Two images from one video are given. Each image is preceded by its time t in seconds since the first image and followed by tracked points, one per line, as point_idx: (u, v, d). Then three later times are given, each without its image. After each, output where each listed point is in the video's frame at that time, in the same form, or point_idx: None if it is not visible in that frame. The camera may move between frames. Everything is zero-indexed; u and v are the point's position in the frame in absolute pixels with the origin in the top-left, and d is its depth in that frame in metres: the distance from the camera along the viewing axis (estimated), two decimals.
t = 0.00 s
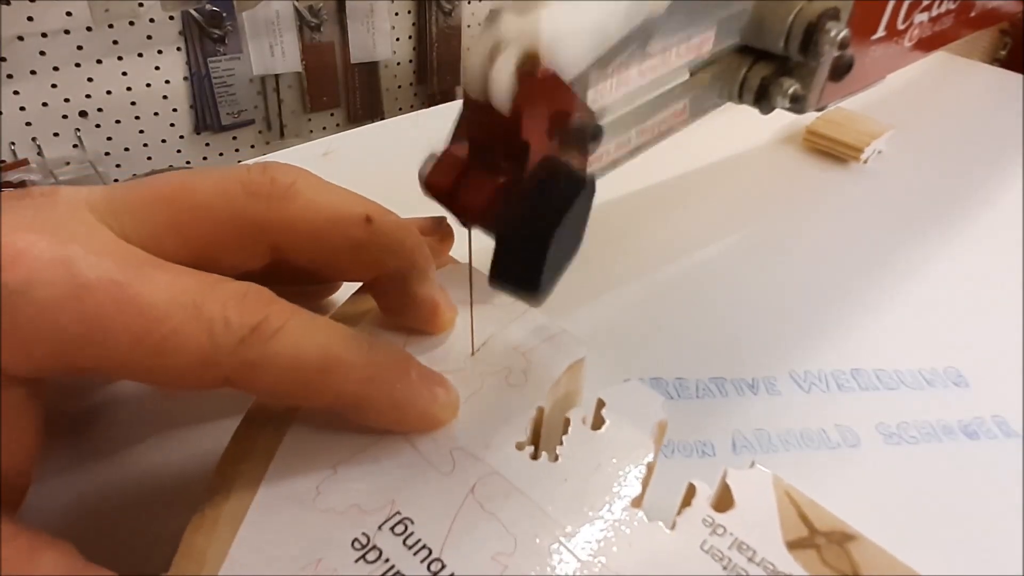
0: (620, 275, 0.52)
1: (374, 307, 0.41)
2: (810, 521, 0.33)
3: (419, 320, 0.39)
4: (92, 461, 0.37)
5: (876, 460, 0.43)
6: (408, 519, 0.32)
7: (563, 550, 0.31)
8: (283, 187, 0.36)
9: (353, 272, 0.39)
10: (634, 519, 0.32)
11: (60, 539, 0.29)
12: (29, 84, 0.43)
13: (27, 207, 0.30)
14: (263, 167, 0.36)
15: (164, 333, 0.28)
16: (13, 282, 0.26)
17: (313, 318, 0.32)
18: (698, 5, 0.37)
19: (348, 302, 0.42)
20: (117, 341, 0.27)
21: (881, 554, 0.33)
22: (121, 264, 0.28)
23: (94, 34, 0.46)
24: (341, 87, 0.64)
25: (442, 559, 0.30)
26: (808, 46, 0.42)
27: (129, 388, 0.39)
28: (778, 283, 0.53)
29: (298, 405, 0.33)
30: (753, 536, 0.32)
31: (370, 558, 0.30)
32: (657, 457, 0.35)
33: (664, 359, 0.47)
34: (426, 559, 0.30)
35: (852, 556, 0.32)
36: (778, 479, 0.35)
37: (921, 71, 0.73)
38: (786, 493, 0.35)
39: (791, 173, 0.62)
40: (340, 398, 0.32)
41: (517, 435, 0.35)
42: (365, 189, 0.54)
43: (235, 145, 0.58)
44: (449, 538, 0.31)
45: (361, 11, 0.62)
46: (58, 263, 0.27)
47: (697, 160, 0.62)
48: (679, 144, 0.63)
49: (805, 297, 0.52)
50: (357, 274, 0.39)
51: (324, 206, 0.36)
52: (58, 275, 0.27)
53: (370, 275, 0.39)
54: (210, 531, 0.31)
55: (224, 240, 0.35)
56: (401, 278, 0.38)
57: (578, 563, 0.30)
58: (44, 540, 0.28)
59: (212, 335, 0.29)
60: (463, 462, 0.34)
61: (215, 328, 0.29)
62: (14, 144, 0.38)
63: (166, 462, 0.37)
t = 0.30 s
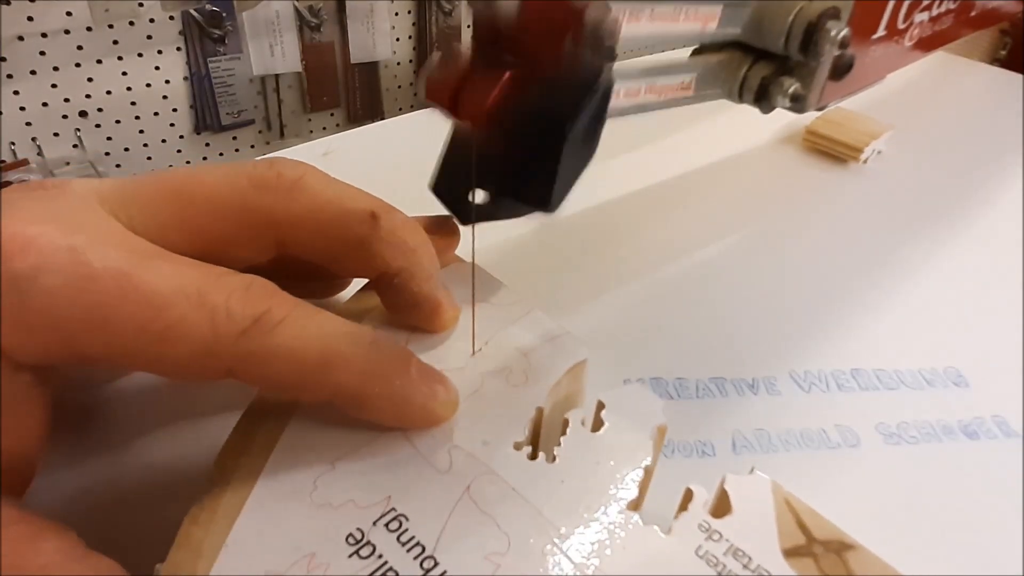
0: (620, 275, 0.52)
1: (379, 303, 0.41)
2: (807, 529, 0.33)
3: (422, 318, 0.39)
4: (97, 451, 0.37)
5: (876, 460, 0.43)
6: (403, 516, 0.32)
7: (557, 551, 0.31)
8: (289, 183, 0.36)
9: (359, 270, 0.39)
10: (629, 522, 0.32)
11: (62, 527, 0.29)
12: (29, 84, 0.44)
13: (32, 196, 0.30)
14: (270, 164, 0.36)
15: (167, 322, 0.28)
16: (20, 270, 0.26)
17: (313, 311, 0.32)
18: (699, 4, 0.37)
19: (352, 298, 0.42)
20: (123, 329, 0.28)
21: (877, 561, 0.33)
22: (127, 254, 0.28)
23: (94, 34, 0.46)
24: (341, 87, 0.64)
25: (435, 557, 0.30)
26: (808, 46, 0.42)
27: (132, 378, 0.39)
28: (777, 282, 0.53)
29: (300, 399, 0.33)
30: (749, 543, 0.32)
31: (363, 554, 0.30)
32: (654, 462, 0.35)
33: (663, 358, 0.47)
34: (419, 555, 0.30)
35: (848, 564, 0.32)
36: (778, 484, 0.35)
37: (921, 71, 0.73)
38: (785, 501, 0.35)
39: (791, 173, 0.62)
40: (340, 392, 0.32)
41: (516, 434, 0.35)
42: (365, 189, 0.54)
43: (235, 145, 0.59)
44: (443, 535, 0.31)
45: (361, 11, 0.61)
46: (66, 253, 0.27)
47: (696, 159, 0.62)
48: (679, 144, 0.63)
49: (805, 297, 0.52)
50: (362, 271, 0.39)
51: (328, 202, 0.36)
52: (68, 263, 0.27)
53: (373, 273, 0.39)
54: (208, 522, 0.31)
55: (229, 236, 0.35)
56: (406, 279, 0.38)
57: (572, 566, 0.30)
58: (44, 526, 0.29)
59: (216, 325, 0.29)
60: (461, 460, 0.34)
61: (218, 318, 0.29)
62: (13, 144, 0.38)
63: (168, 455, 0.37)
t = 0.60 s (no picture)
0: (620, 274, 0.52)
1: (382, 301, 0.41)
2: (806, 532, 0.33)
3: (424, 317, 0.39)
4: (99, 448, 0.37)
5: (875, 460, 0.43)
6: (402, 514, 0.32)
7: (555, 551, 0.31)
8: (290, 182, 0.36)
9: (360, 269, 0.39)
10: (627, 523, 0.32)
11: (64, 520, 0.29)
12: (30, 83, 0.42)
13: (39, 194, 0.30)
14: (272, 162, 0.36)
15: (169, 319, 0.28)
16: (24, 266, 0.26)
17: (316, 309, 0.32)
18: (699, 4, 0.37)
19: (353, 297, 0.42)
20: (126, 324, 0.27)
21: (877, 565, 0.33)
22: (128, 251, 0.28)
23: (94, 34, 0.47)
24: (341, 87, 0.63)
25: (433, 555, 0.30)
26: (808, 46, 0.42)
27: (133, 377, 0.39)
28: (777, 282, 0.53)
29: (302, 396, 0.33)
30: (747, 546, 0.32)
31: (362, 551, 0.30)
32: (654, 464, 0.35)
33: (663, 358, 0.47)
34: (418, 553, 0.30)
35: (849, 566, 0.32)
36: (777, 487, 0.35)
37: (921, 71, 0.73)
38: (785, 504, 0.35)
39: (791, 173, 0.62)
40: (342, 388, 0.32)
41: (516, 434, 0.35)
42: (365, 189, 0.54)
43: (235, 145, 0.59)
44: (442, 533, 0.31)
45: (361, 11, 0.61)
46: (68, 250, 0.27)
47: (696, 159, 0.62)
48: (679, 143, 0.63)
49: (805, 297, 0.52)
50: (364, 267, 0.39)
51: (331, 201, 0.36)
52: (69, 260, 0.26)
53: (375, 271, 0.39)
54: (207, 518, 0.31)
55: (231, 234, 0.35)
56: (408, 276, 0.38)
57: (571, 566, 0.30)
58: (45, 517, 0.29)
59: (218, 321, 0.29)
60: (461, 458, 0.34)
61: (219, 315, 0.29)
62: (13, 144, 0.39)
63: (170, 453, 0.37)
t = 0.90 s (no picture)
0: (619, 275, 0.52)
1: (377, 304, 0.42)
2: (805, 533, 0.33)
3: (417, 319, 0.39)
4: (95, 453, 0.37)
5: (875, 460, 0.43)
6: (397, 516, 0.32)
7: (552, 552, 0.31)
8: (279, 187, 0.37)
9: (348, 279, 0.40)
10: (624, 524, 0.32)
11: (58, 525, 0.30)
12: (30, 83, 0.42)
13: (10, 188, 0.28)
14: (261, 167, 0.37)
15: (150, 329, 0.28)
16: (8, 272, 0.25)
17: (297, 320, 0.33)
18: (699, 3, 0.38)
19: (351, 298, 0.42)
20: (108, 333, 0.27)
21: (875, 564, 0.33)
22: (107, 258, 0.28)
23: (94, 33, 0.47)
24: (342, 87, 0.64)
25: (429, 557, 0.30)
26: (808, 46, 0.42)
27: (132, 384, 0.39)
28: (776, 282, 0.53)
29: (286, 403, 0.34)
30: (744, 545, 0.32)
31: (357, 553, 0.30)
32: (652, 464, 0.35)
33: (662, 358, 0.47)
34: (413, 555, 0.30)
35: (845, 567, 0.32)
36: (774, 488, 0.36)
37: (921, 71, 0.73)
38: (782, 504, 0.35)
39: (790, 174, 0.62)
40: (325, 395, 0.33)
41: (512, 435, 0.35)
42: (364, 189, 0.54)
43: (235, 145, 0.58)
44: (438, 534, 0.31)
45: (362, 10, 0.61)
46: (45, 257, 0.26)
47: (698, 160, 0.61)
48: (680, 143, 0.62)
49: (806, 297, 0.52)
50: (353, 278, 0.40)
51: (318, 207, 0.37)
52: (45, 269, 0.26)
53: (365, 280, 0.40)
54: (204, 520, 0.31)
55: (217, 241, 0.36)
56: (395, 284, 0.39)
57: (568, 567, 0.30)
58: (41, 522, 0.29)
59: (199, 335, 0.29)
60: (457, 460, 0.34)
61: (202, 326, 0.29)
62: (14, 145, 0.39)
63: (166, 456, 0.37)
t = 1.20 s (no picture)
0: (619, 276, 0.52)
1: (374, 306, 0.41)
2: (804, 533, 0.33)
3: (399, 329, 0.39)
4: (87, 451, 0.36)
5: (875, 460, 0.43)
6: (395, 518, 0.32)
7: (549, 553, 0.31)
8: (242, 240, 0.34)
9: (319, 314, 0.38)
10: (622, 525, 0.32)
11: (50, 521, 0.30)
12: (31, 83, 0.44)
13: None
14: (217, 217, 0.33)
15: (114, 373, 0.26)
16: None
17: (263, 341, 0.31)
18: (698, 3, 0.37)
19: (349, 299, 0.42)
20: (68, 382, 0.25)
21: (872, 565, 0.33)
22: (53, 304, 0.25)
23: (94, 33, 0.47)
24: (342, 87, 0.63)
25: (426, 558, 0.30)
26: (808, 46, 0.42)
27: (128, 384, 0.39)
28: (776, 283, 0.53)
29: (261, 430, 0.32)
30: (741, 545, 0.32)
31: (355, 555, 0.30)
32: (650, 465, 0.35)
33: (662, 359, 0.47)
34: (411, 557, 0.30)
35: (844, 567, 0.32)
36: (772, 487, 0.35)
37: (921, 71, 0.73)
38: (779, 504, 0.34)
39: (790, 174, 0.62)
40: (304, 416, 0.32)
41: (509, 437, 0.35)
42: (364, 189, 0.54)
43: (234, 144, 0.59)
44: (435, 536, 0.31)
45: (361, 11, 0.59)
46: None
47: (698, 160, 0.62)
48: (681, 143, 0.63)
49: (806, 297, 0.52)
50: (324, 312, 0.38)
51: (286, 254, 0.35)
52: None
53: (341, 311, 0.38)
54: (201, 524, 0.31)
55: (176, 290, 0.32)
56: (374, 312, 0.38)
57: (566, 568, 0.30)
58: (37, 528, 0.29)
59: (169, 372, 0.27)
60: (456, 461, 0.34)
61: (168, 363, 0.27)
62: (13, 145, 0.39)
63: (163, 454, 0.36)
